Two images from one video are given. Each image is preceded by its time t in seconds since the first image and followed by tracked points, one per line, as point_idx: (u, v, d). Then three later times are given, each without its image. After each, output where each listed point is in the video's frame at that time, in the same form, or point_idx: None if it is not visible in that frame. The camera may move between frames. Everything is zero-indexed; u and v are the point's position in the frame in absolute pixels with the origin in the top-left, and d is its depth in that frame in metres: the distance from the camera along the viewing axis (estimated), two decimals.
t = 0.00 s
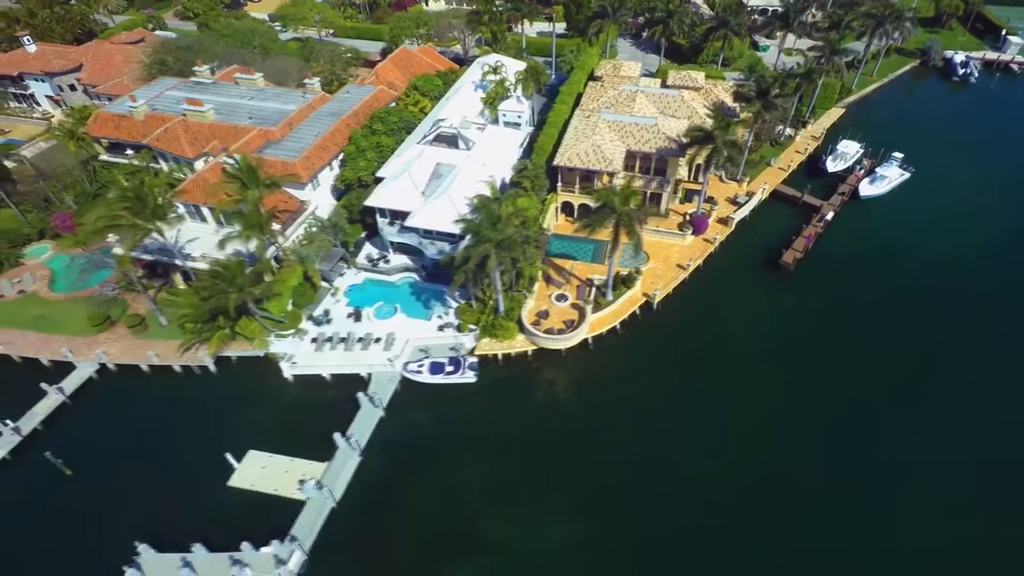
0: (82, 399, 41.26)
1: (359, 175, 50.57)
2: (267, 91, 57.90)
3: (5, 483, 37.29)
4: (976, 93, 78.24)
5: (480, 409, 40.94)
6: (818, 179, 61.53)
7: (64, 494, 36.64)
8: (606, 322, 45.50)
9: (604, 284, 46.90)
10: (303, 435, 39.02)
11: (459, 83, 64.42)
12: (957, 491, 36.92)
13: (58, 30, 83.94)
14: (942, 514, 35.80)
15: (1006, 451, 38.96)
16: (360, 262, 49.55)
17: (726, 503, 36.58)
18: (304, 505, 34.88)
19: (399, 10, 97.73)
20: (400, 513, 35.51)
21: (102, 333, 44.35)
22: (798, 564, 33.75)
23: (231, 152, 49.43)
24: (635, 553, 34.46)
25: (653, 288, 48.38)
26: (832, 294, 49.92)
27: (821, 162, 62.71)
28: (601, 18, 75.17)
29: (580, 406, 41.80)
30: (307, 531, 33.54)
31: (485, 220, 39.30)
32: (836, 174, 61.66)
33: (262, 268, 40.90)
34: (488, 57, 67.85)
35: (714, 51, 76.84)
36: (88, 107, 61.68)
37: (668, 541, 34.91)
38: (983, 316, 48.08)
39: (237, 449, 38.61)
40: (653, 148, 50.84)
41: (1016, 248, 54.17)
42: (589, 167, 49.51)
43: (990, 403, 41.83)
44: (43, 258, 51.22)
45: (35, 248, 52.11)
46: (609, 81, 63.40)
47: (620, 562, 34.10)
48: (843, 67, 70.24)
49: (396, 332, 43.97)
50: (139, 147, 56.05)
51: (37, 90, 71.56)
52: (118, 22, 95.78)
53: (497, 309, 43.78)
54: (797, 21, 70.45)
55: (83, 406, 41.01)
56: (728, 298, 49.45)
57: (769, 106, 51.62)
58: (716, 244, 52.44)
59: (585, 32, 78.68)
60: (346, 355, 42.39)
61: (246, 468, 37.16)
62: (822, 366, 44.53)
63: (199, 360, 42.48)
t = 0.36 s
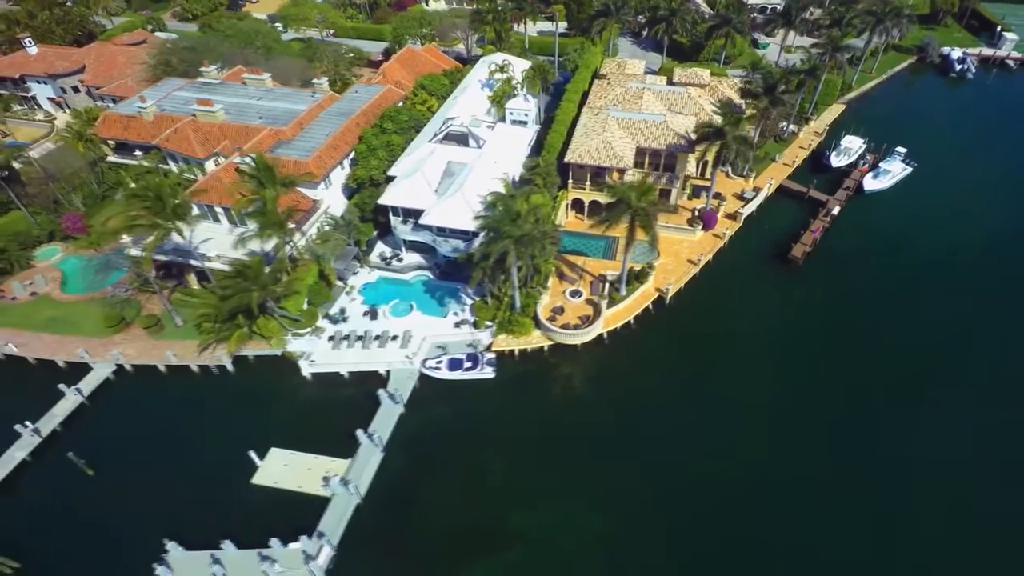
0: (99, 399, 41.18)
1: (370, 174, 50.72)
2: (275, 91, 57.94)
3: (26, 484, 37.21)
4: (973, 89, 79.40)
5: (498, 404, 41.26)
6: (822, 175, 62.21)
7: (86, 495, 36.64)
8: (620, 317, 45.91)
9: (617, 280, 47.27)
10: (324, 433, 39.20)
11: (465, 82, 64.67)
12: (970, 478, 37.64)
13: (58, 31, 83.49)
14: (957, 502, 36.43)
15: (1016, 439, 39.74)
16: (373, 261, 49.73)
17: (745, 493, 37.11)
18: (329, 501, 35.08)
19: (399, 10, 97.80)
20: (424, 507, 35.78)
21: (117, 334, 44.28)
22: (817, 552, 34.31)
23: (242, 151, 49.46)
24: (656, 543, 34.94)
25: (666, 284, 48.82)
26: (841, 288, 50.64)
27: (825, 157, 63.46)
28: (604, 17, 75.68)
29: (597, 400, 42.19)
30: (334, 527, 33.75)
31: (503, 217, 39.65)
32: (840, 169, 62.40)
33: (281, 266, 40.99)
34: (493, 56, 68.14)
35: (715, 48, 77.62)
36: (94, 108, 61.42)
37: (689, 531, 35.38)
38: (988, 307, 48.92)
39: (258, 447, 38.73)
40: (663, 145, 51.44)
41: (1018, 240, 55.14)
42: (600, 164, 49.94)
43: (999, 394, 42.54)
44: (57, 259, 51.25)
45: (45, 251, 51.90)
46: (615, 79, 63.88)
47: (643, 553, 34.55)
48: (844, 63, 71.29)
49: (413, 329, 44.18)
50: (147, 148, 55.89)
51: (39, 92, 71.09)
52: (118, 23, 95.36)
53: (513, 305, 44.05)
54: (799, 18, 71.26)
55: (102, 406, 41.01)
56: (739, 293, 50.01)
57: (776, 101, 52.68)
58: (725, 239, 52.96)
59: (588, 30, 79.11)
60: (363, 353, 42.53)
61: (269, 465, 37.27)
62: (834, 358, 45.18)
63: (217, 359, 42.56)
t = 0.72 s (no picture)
0: (112, 403, 40.93)
1: (377, 173, 50.76)
2: (278, 92, 57.82)
3: (41, 489, 36.95)
4: (963, 84, 81.06)
5: (513, 400, 41.54)
6: (821, 169, 63.19)
7: (104, 498, 36.47)
8: (631, 311, 46.31)
9: (626, 275, 47.71)
10: (342, 433, 39.27)
11: (467, 81, 64.88)
12: (978, 462, 38.57)
13: (49, 34, 82.60)
14: (966, 485, 37.30)
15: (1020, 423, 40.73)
16: (382, 260, 49.80)
17: (761, 481, 37.73)
18: (351, 500, 35.17)
19: (394, 11, 97.77)
20: (445, 503, 35.99)
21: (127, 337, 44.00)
22: (834, 537, 35.00)
23: (249, 153, 49.34)
24: (676, 532, 35.45)
25: (673, 278, 49.36)
26: (844, 279, 51.53)
27: (823, 152, 64.43)
28: (601, 15, 76.37)
29: (611, 393, 42.61)
30: (358, 524, 33.83)
31: (517, 210, 39.71)
32: (838, 163, 63.38)
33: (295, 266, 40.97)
34: (493, 55, 68.41)
35: (711, 45, 78.70)
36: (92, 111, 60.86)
37: (708, 520, 35.94)
38: (987, 295, 50.01)
39: (276, 447, 38.71)
40: (667, 141, 52.11)
41: (1014, 230, 56.44)
42: (607, 160, 50.40)
43: (1002, 380, 43.53)
44: (59, 264, 50.50)
45: (48, 255, 51.03)
46: (616, 77, 64.43)
47: (663, 542, 35.04)
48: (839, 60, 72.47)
49: (426, 327, 44.35)
50: (150, 151, 55.61)
51: (33, 96, 70.39)
52: (109, 26, 94.46)
53: (525, 301, 44.24)
54: (794, 15, 72.40)
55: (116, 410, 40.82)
56: (745, 286, 50.71)
57: (777, 97, 53.52)
58: (730, 234, 53.67)
59: (586, 29, 79.69)
60: (377, 351, 42.61)
61: (288, 465, 37.25)
62: (840, 347, 45.99)
63: (230, 361, 42.41)
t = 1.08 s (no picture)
0: (123, 409, 40.64)
1: (381, 173, 50.69)
2: (277, 94, 57.52)
3: (55, 498, 36.61)
4: (948, 78, 83.04)
5: (527, 395, 41.87)
6: (815, 163, 64.34)
7: (120, 504, 36.26)
8: (638, 305, 46.86)
9: (632, 269, 48.22)
10: (357, 434, 39.36)
11: (465, 81, 65.04)
12: (981, 443, 39.76)
13: (34, 39, 81.31)
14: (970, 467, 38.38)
15: (1019, 406, 41.97)
16: (389, 260, 49.78)
17: (774, 468, 38.47)
18: (371, 498, 35.29)
19: (385, 12, 97.76)
20: (464, 499, 36.20)
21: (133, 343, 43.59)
22: (846, 521, 35.77)
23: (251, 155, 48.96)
24: (693, 521, 35.98)
25: (678, 272, 50.01)
26: (844, 269, 52.57)
27: (817, 146, 65.56)
28: (594, 14, 77.62)
29: (623, 386, 43.10)
30: (380, 522, 33.90)
31: (526, 206, 40.12)
32: (832, 157, 64.54)
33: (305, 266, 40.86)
34: (489, 55, 68.69)
35: (702, 43, 79.71)
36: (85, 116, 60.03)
37: (724, 507, 36.58)
38: (981, 282, 51.32)
39: (291, 449, 38.67)
40: (667, 137, 52.86)
41: (1005, 218, 58.09)
42: (610, 157, 50.88)
43: (1000, 364, 44.79)
44: (59, 270, 49.89)
45: (48, 263, 50.50)
46: (613, 75, 65.05)
47: (682, 531, 35.59)
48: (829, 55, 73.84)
49: (436, 325, 44.45)
50: (147, 155, 54.90)
51: (22, 101, 69.22)
52: (94, 30, 93.13)
53: (535, 297, 44.51)
54: (785, 13, 73.66)
55: (127, 416, 40.58)
56: (748, 278, 51.52)
57: (774, 92, 54.45)
58: (731, 228, 54.44)
59: (579, 27, 80.31)
60: (389, 351, 42.64)
61: (305, 466, 37.31)
62: (844, 336, 46.95)
63: (241, 363, 42.19)
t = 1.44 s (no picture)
0: (136, 415, 40.40)
1: (386, 173, 50.66)
2: (277, 95, 57.28)
3: (72, 505, 36.34)
4: (934, 72, 85.07)
5: (540, 390, 42.21)
6: (811, 157, 65.43)
7: (139, 510, 36.10)
8: (646, 299, 47.30)
9: (639, 264, 48.72)
10: (374, 433, 39.51)
11: (464, 80, 65.18)
12: (984, 426, 40.90)
13: (21, 43, 79.97)
14: (975, 449, 39.50)
15: (1018, 389, 43.23)
16: (396, 260, 49.79)
17: (786, 455, 39.23)
18: (392, 496, 35.42)
19: (377, 12, 97.45)
20: (485, 494, 36.48)
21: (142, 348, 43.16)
22: (859, 503, 36.64)
23: (256, 156, 48.71)
24: (711, 509, 36.58)
25: (684, 267, 50.54)
26: (844, 260, 53.57)
27: (812, 140, 66.65)
28: (590, 12, 77.94)
29: (635, 379, 43.59)
30: (403, 519, 33.98)
31: (536, 202, 40.21)
32: (827, 151, 65.63)
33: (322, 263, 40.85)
34: (487, 54, 68.92)
35: (695, 41, 80.66)
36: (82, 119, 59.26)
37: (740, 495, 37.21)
38: (977, 270, 52.71)
39: (309, 450, 38.73)
40: (669, 133, 53.55)
41: (996, 208, 59.67)
42: (613, 154, 51.36)
43: (999, 349, 46.02)
44: (60, 276, 49.11)
45: (48, 268, 49.60)
46: (610, 73, 65.67)
47: (700, 519, 36.16)
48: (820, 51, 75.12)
49: (447, 323, 44.58)
50: (146, 158, 54.27)
51: (12, 106, 68.01)
52: (82, 34, 91.75)
53: (545, 294, 44.79)
54: (777, 10, 74.87)
55: (140, 421, 40.36)
56: (752, 270, 52.33)
57: (772, 87, 55.43)
58: (732, 222, 55.15)
59: (574, 26, 80.94)
60: (401, 349, 42.68)
61: (324, 466, 37.37)
62: (847, 325, 47.90)
63: (253, 365, 42.03)
